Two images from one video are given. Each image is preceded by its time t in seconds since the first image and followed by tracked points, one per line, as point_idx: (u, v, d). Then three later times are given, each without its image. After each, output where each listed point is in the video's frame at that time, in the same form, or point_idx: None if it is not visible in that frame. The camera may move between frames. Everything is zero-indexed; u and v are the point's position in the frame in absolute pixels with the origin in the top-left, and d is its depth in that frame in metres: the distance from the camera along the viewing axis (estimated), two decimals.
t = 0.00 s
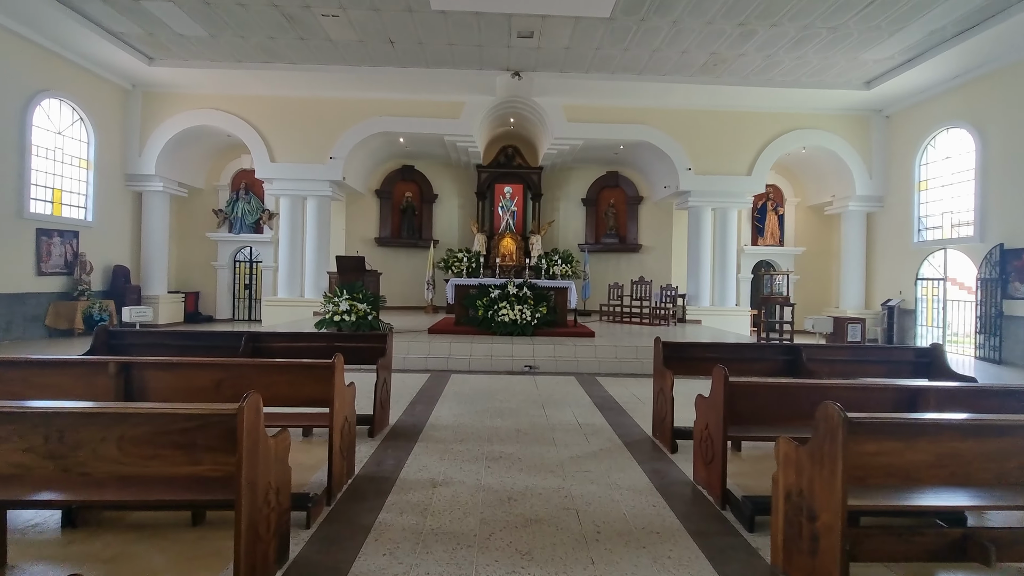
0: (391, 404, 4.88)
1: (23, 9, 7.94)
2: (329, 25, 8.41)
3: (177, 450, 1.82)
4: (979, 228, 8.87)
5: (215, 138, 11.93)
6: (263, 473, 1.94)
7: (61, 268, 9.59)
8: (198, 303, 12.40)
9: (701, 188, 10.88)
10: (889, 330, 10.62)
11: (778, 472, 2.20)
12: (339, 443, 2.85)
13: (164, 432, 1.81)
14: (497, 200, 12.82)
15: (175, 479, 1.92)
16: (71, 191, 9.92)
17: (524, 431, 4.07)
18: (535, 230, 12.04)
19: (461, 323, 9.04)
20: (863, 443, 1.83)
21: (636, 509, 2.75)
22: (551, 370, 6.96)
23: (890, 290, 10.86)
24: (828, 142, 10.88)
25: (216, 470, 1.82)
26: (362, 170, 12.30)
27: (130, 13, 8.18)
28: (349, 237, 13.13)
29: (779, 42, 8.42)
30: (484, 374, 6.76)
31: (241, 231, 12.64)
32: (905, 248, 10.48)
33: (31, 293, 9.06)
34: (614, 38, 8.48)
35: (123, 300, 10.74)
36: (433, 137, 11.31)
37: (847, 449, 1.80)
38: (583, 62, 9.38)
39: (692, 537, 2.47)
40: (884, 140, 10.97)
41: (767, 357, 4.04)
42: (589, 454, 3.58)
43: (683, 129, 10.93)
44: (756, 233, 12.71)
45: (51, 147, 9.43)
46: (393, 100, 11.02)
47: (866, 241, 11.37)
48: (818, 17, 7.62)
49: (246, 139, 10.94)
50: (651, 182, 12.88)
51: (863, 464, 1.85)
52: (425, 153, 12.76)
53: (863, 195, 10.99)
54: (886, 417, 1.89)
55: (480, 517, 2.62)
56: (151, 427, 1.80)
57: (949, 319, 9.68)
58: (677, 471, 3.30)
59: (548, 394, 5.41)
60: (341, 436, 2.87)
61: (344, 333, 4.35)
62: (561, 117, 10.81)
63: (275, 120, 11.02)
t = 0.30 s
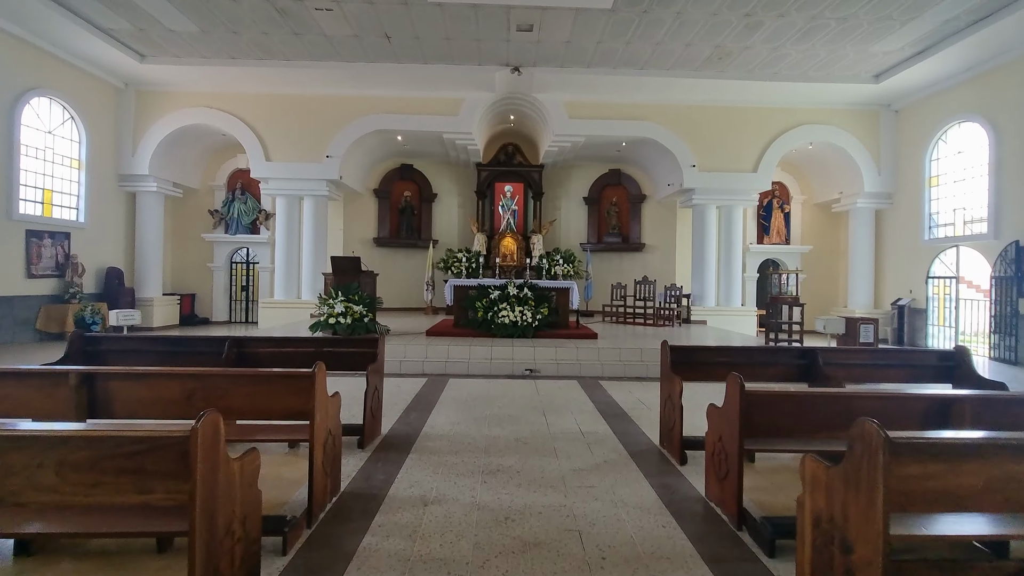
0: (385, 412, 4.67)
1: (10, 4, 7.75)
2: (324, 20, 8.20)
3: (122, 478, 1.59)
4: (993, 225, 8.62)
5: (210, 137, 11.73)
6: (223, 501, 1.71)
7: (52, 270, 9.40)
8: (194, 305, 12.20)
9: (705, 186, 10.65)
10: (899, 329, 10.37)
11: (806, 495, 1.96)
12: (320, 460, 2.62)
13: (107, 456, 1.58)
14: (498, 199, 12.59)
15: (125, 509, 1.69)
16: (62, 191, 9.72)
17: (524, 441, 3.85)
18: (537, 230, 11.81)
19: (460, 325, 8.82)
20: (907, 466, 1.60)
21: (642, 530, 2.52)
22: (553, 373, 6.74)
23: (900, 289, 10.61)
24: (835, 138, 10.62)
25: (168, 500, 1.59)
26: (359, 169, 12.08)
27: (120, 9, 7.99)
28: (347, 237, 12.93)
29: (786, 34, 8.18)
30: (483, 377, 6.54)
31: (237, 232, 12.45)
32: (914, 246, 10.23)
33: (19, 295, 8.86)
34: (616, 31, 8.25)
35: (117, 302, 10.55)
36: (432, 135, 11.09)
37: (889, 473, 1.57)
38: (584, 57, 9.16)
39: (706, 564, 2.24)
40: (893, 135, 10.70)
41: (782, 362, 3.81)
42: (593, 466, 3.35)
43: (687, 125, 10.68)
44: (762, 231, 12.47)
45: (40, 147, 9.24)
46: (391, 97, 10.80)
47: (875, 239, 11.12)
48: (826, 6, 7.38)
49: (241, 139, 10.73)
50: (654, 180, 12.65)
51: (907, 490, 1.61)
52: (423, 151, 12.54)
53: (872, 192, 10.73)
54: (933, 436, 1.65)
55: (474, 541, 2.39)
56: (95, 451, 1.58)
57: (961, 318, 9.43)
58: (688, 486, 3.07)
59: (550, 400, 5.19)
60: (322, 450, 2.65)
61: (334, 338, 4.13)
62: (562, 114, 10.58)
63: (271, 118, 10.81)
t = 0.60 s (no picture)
0: (384, 415, 4.47)
1: None
2: (324, 12, 8.01)
3: (75, 501, 1.40)
4: (1012, 223, 8.37)
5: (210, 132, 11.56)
6: (191, 526, 1.51)
7: (49, 267, 9.25)
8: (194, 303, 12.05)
9: (714, 182, 10.42)
10: (913, 329, 10.15)
11: (846, 518, 1.75)
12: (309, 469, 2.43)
13: (58, 477, 1.39)
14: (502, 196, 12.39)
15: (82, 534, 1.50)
16: (60, 187, 9.56)
17: (529, 447, 3.65)
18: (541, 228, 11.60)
19: (463, 324, 8.63)
20: (973, 492, 1.39)
21: (659, 550, 2.32)
22: (558, 374, 6.54)
23: (913, 288, 10.36)
24: (847, 134, 10.36)
25: (127, 526, 1.40)
26: (361, 165, 11.89)
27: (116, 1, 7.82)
28: (349, 235, 12.75)
29: (799, 26, 7.93)
30: (487, 378, 6.34)
31: (238, 228, 12.29)
32: (928, 244, 9.99)
33: (15, 293, 8.71)
34: (624, 23, 8.02)
35: (116, 299, 10.40)
36: (435, 130, 10.89)
37: (952, 501, 1.36)
38: (590, 50, 8.94)
39: None
40: (906, 131, 10.43)
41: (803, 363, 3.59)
42: (602, 475, 3.15)
43: (695, 120, 10.45)
44: (771, 229, 12.23)
45: (37, 141, 9.08)
46: (393, 91, 10.60)
47: (888, 236, 10.86)
48: None
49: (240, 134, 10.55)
50: (661, 177, 12.42)
51: (971, 520, 1.40)
52: (426, 147, 12.33)
53: (884, 189, 10.48)
54: (999, 455, 1.44)
55: (477, 562, 2.19)
56: (43, 471, 1.39)
57: (977, 319, 9.18)
58: (706, 498, 2.86)
59: (556, 402, 4.98)
60: (312, 460, 2.46)
61: (329, 338, 3.93)
62: (568, 109, 10.35)
63: (270, 112, 10.61)
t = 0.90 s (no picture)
0: (386, 419, 4.27)
1: None
2: (326, 3, 7.80)
3: (22, 535, 1.19)
4: None
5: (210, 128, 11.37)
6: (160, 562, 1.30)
7: (46, 264, 9.07)
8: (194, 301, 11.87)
9: (725, 178, 10.16)
10: (930, 330, 9.89)
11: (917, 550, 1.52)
12: (303, 483, 2.22)
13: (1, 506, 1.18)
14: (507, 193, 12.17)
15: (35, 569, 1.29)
16: (57, 183, 9.38)
17: (540, 455, 3.43)
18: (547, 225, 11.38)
19: (467, 323, 8.42)
20: None
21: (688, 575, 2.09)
22: (567, 375, 6.33)
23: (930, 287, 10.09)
24: (862, 128, 10.09)
25: (81, 565, 1.19)
26: (364, 161, 11.69)
27: None
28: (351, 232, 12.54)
29: (815, 15, 7.68)
30: (493, 379, 6.13)
31: (239, 225, 12.11)
32: (946, 242, 9.73)
33: (10, 291, 8.53)
34: (634, 13, 7.78)
35: (115, 297, 10.23)
36: (439, 125, 10.67)
37: None
38: (599, 42, 8.71)
39: None
40: (923, 125, 10.15)
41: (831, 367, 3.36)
42: (620, 487, 2.93)
43: (705, 115, 10.20)
44: (782, 227, 11.98)
45: (34, 136, 8.90)
46: (396, 85, 10.38)
47: (903, 233, 10.59)
48: None
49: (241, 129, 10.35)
50: (669, 173, 12.18)
51: None
52: (430, 143, 12.11)
53: (900, 185, 10.21)
54: None
55: None
56: None
57: (999, 319, 8.93)
58: (733, 514, 2.64)
59: (566, 406, 4.77)
60: (307, 474, 2.26)
61: (328, 339, 3.73)
62: (575, 103, 10.12)
63: (272, 107, 10.41)
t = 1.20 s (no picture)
0: (384, 428, 4.08)
1: None
2: None
3: None
4: None
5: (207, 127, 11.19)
6: None
7: (40, 266, 8.89)
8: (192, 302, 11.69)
9: (732, 175, 9.94)
10: (942, 330, 9.69)
11: None
12: (289, 508, 2.03)
13: None
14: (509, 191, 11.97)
15: None
16: (51, 183, 9.20)
17: (546, 468, 3.23)
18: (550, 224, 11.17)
19: (469, 325, 8.22)
20: None
21: None
22: (572, 379, 6.13)
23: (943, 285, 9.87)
24: (873, 123, 9.85)
25: None
26: (363, 160, 11.49)
27: None
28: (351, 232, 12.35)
29: (827, 7, 7.45)
30: (496, 384, 5.94)
31: (237, 225, 11.94)
32: (959, 239, 9.52)
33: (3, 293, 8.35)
34: (639, 6, 7.57)
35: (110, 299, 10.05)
36: (440, 123, 10.47)
37: None
38: (603, 36, 8.49)
39: None
40: (935, 119, 9.91)
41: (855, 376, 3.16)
42: (633, 506, 2.73)
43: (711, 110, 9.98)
44: (790, 224, 11.78)
45: (26, 135, 8.72)
46: (395, 82, 10.19)
47: (915, 230, 10.36)
48: None
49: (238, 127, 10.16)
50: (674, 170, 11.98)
51: None
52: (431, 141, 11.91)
53: (912, 181, 9.98)
54: None
55: None
56: None
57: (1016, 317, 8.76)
58: (757, 537, 2.44)
59: (572, 413, 4.57)
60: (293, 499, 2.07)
61: (321, 346, 3.53)
62: (579, 99, 9.90)
63: (269, 105, 10.21)
